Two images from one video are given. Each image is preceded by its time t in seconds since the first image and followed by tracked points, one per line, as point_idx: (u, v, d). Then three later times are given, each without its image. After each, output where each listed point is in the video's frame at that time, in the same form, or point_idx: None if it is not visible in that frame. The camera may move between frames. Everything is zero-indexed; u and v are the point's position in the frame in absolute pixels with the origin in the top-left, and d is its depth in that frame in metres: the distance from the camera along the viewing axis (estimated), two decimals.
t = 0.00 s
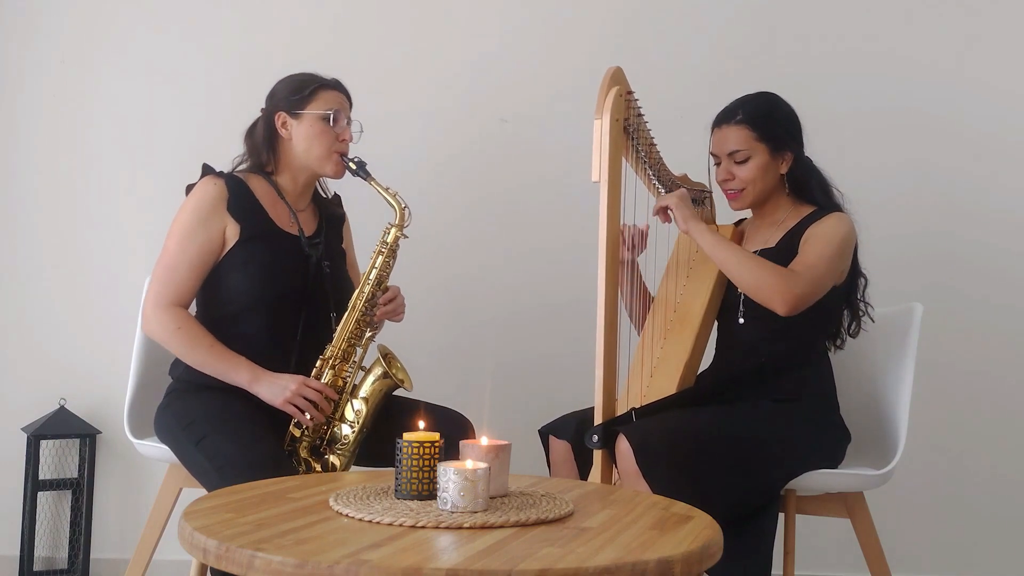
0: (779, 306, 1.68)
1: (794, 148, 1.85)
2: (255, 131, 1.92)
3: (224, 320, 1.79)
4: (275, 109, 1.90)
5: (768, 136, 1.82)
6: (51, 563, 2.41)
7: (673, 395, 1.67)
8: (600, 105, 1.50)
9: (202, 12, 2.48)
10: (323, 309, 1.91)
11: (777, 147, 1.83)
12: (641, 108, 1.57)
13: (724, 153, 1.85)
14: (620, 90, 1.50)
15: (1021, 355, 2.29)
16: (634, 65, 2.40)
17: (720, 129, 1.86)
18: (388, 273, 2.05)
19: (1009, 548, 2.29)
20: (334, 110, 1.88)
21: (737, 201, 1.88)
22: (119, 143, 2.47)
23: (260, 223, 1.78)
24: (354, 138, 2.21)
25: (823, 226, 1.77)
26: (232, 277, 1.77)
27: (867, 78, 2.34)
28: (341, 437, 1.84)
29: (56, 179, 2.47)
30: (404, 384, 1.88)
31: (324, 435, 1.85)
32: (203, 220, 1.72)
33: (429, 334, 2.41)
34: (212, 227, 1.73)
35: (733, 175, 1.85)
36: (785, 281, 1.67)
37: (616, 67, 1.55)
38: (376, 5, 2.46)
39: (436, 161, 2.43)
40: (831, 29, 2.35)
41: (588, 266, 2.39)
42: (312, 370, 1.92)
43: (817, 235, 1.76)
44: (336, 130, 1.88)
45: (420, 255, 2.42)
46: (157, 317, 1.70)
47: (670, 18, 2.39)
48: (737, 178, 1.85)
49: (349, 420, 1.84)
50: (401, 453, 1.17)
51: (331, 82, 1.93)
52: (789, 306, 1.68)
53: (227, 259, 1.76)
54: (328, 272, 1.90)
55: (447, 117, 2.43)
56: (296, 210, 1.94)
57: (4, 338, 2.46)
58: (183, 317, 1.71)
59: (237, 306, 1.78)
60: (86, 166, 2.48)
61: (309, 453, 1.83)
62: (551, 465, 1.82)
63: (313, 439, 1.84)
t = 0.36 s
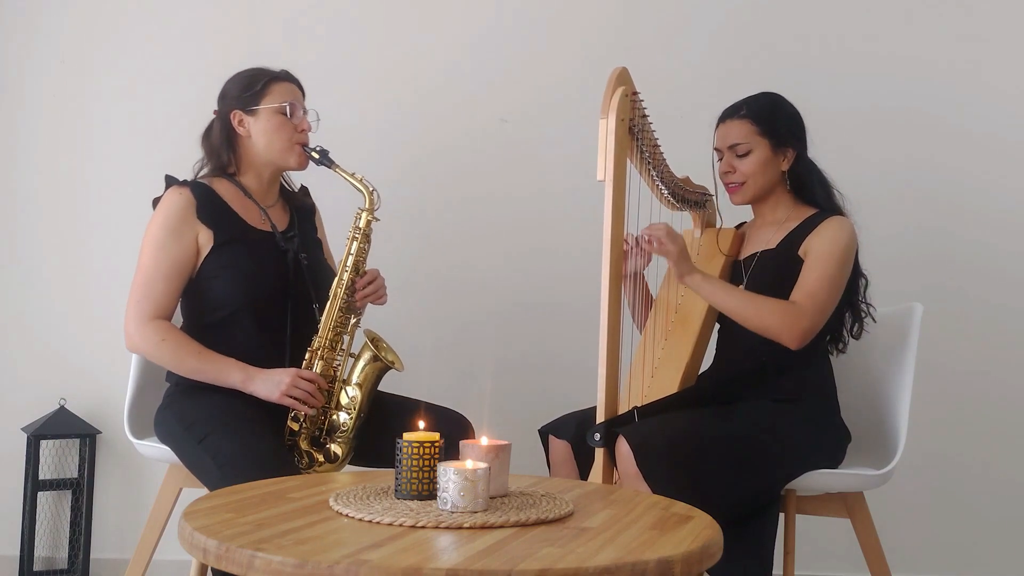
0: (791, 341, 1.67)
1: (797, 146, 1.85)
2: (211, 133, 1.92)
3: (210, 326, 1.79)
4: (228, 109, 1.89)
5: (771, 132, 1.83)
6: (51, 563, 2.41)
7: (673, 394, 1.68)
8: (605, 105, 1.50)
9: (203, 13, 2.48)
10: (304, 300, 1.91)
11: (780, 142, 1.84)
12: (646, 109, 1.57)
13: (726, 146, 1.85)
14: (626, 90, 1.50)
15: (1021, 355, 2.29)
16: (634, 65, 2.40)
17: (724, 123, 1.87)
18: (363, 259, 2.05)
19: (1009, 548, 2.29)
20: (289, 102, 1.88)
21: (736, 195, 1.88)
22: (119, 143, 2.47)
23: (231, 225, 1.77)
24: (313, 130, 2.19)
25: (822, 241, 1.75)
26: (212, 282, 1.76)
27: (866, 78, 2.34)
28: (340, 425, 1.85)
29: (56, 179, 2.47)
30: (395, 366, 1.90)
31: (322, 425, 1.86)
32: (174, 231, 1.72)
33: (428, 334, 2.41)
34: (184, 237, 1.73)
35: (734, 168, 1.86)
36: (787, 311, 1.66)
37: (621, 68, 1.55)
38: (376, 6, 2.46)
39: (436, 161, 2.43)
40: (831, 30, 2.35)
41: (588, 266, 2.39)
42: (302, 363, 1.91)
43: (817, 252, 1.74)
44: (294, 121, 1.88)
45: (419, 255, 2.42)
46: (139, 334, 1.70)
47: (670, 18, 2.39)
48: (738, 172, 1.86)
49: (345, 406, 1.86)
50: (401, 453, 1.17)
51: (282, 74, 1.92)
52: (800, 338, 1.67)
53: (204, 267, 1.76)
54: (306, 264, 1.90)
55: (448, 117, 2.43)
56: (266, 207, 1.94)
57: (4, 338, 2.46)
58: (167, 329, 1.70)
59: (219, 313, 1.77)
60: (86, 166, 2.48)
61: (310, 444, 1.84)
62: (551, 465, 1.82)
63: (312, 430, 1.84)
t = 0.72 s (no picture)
0: (791, 358, 1.67)
1: (797, 144, 1.85)
2: (175, 142, 1.91)
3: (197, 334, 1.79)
4: (188, 115, 1.89)
5: (771, 129, 1.83)
6: (51, 564, 2.41)
7: (671, 393, 1.68)
8: (599, 106, 1.50)
9: (204, 14, 2.48)
10: (287, 297, 1.90)
11: (779, 140, 1.84)
12: (640, 110, 1.57)
13: (725, 142, 1.87)
14: (619, 91, 1.50)
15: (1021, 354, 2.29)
16: (634, 65, 2.40)
17: (724, 119, 1.88)
18: (341, 249, 2.05)
19: (1010, 547, 2.29)
20: (248, 100, 1.89)
21: (734, 191, 1.89)
22: (119, 143, 2.47)
23: (204, 231, 1.78)
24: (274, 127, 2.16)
25: (816, 248, 1.74)
26: (193, 290, 1.77)
27: (867, 77, 2.34)
28: (337, 416, 1.86)
29: (57, 179, 2.47)
30: (385, 351, 1.90)
31: (320, 418, 1.86)
32: (150, 245, 1.72)
33: (428, 335, 2.41)
34: (159, 250, 1.73)
35: (732, 164, 1.86)
36: (780, 332, 1.66)
37: (614, 68, 1.55)
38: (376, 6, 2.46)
39: (435, 161, 2.43)
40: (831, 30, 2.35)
41: (589, 267, 2.39)
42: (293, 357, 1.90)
43: (811, 261, 1.73)
44: (255, 119, 1.88)
45: (420, 255, 2.42)
46: (125, 351, 1.70)
47: (669, 18, 2.39)
48: (736, 167, 1.86)
49: (340, 397, 1.86)
50: (401, 453, 1.17)
51: (238, 75, 1.93)
52: (798, 353, 1.67)
53: (182, 276, 1.77)
54: (286, 261, 1.90)
55: (447, 116, 2.43)
56: (239, 209, 1.93)
57: (4, 337, 2.46)
58: (151, 343, 1.70)
59: (203, 320, 1.78)
60: (86, 166, 2.47)
61: (310, 438, 1.84)
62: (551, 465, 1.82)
63: (311, 423, 1.84)
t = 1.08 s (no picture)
0: (799, 359, 1.68)
1: (794, 145, 1.85)
2: (156, 152, 1.92)
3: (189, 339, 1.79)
4: (167, 123, 1.89)
5: (768, 130, 1.83)
6: (51, 564, 2.41)
7: (671, 393, 1.68)
8: (595, 107, 1.50)
9: (203, 15, 2.48)
10: (279, 299, 1.91)
11: (775, 141, 1.84)
12: (636, 110, 1.57)
13: (722, 144, 1.87)
14: (614, 92, 1.50)
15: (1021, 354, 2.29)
16: (633, 65, 2.40)
17: (722, 121, 1.89)
18: (328, 247, 2.04)
19: (1010, 547, 2.29)
20: (227, 105, 1.89)
21: (732, 192, 1.89)
22: (119, 144, 2.47)
23: (193, 238, 1.78)
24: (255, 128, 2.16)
25: (818, 247, 1.73)
26: (184, 295, 1.77)
27: (867, 78, 2.34)
28: (335, 412, 1.86)
29: (57, 179, 2.47)
30: (379, 345, 1.90)
31: (318, 415, 1.86)
32: (139, 255, 1.72)
33: (428, 334, 2.41)
34: (147, 259, 1.73)
35: (728, 165, 1.87)
36: (784, 333, 1.67)
37: (610, 69, 1.54)
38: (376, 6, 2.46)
39: (435, 161, 2.43)
40: (831, 30, 2.35)
41: (590, 267, 2.39)
42: (288, 356, 1.90)
43: (815, 260, 1.73)
44: (236, 123, 1.89)
45: (420, 255, 2.42)
46: (118, 361, 1.70)
47: (669, 18, 2.39)
48: (733, 169, 1.86)
49: (336, 392, 1.86)
50: (401, 453, 1.17)
51: (215, 80, 1.93)
52: (806, 354, 1.68)
53: (172, 282, 1.77)
54: (274, 262, 1.90)
55: (447, 116, 2.43)
56: (225, 214, 1.93)
57: (5, 337, 2.46)
58: (144, 351, 1.71)
59: (197, 325, 1.78)
60: (85, 166, 2.47)
61: (309, 435, 1.84)
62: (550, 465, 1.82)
63: (309, 421, 1.84)
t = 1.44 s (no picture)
0: (800, 331, 1.69)
1: (795, 139, 1.85)
2: (160, 148, 1.92)
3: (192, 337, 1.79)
4: (171, 120, 1.90)
5: (769, 124, 1.84)
6: (51, 563, 2.41)
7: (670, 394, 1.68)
8: (595, 107, 1.50)
9: (204, 15, 2.48)
10: (279, 297, 1.90)
11: (777, 135, 1.84)
12: (637, 109, 1.57)
13: (724, 136, 1.89)
14: (615, 91, 1.50)
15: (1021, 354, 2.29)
16: (634, 65, 2.40)
17: (726, 115, 1.90)
18: (329, 246, 2.03)
19: (1010, 547, 2.29)
20: (231, 103, 1.89)
21: (731, 185, 1.90)
22: (119, 144, 2.47)
23: (195, 236, 1.79)
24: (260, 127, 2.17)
25: (821, 231, 1.74)
26: (186, 292, 1.77)
27: (867, 78, 2.34)
28: (334, 410, 1.86)
29: (57, 178, 2.47)
30: (378, 344, 1.91)
31: (318, 414, 1.86)
32: (141, 251, 1.73)
33: (428, 334, 2.41)
34: (150, 255, 1.74)
35: (729, 157, 1.87)
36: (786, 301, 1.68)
37: (610, 68, 1.54)
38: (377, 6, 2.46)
39: (436, 161, 2.43)
40: (831, 30, 2.35)
41: (589, 267, 2.39)
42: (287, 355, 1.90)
43: (813, 245, 1.74)
44: (239, 122, 1.89)
45: (420, 255, 2.42)
46: (121, 356, 1.70)
47: (669, 18, 2.39)
48: (733, 161, 1.87)
49: (336, 391, 1.87)
50: (401, 453, 1.17)
51: (220, 79, 1.94)
52: (807, 326, 1.69)
53: (174, 280, 1.77)
54: (275, 260, 1.90)
55: (447, 116, 2.43)
56: (227, 212, 1.93)
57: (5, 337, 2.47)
58: (147, 346, 1.71)
59: (199, 322, 1.78)
60: (85, 166, 2.47)
61: (308, 434, 1.84)
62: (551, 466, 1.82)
63: (308, 419, 1.84)
